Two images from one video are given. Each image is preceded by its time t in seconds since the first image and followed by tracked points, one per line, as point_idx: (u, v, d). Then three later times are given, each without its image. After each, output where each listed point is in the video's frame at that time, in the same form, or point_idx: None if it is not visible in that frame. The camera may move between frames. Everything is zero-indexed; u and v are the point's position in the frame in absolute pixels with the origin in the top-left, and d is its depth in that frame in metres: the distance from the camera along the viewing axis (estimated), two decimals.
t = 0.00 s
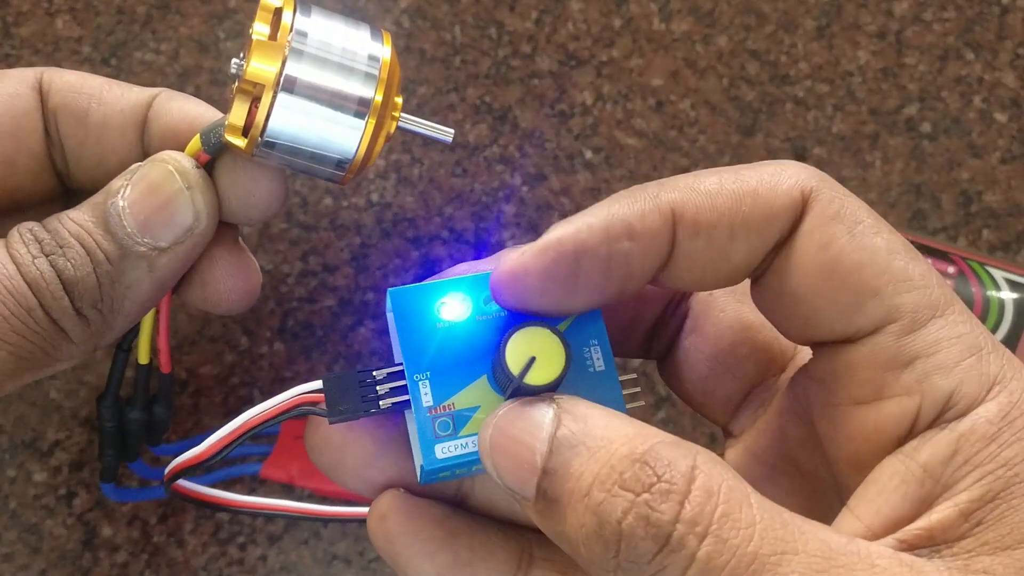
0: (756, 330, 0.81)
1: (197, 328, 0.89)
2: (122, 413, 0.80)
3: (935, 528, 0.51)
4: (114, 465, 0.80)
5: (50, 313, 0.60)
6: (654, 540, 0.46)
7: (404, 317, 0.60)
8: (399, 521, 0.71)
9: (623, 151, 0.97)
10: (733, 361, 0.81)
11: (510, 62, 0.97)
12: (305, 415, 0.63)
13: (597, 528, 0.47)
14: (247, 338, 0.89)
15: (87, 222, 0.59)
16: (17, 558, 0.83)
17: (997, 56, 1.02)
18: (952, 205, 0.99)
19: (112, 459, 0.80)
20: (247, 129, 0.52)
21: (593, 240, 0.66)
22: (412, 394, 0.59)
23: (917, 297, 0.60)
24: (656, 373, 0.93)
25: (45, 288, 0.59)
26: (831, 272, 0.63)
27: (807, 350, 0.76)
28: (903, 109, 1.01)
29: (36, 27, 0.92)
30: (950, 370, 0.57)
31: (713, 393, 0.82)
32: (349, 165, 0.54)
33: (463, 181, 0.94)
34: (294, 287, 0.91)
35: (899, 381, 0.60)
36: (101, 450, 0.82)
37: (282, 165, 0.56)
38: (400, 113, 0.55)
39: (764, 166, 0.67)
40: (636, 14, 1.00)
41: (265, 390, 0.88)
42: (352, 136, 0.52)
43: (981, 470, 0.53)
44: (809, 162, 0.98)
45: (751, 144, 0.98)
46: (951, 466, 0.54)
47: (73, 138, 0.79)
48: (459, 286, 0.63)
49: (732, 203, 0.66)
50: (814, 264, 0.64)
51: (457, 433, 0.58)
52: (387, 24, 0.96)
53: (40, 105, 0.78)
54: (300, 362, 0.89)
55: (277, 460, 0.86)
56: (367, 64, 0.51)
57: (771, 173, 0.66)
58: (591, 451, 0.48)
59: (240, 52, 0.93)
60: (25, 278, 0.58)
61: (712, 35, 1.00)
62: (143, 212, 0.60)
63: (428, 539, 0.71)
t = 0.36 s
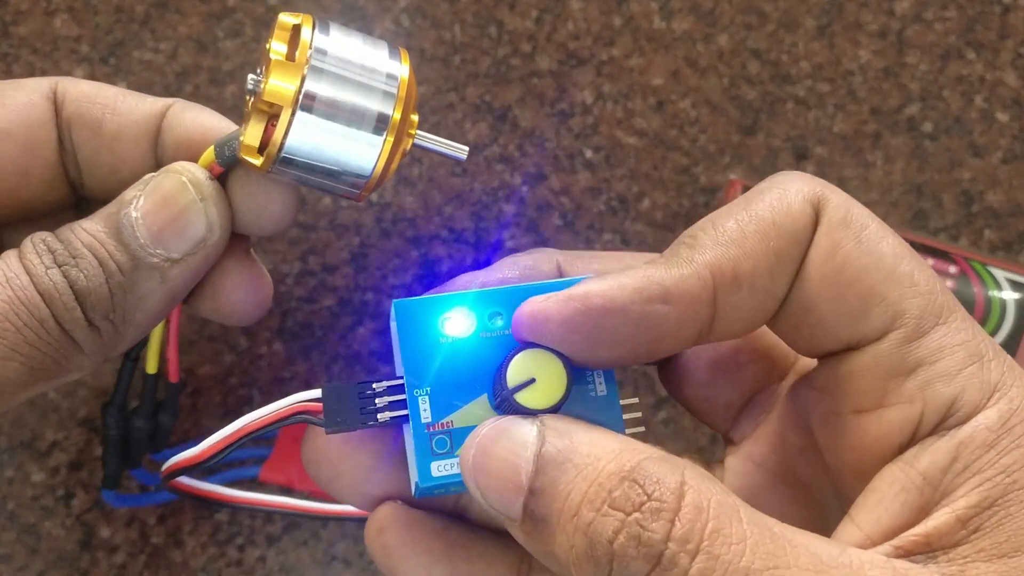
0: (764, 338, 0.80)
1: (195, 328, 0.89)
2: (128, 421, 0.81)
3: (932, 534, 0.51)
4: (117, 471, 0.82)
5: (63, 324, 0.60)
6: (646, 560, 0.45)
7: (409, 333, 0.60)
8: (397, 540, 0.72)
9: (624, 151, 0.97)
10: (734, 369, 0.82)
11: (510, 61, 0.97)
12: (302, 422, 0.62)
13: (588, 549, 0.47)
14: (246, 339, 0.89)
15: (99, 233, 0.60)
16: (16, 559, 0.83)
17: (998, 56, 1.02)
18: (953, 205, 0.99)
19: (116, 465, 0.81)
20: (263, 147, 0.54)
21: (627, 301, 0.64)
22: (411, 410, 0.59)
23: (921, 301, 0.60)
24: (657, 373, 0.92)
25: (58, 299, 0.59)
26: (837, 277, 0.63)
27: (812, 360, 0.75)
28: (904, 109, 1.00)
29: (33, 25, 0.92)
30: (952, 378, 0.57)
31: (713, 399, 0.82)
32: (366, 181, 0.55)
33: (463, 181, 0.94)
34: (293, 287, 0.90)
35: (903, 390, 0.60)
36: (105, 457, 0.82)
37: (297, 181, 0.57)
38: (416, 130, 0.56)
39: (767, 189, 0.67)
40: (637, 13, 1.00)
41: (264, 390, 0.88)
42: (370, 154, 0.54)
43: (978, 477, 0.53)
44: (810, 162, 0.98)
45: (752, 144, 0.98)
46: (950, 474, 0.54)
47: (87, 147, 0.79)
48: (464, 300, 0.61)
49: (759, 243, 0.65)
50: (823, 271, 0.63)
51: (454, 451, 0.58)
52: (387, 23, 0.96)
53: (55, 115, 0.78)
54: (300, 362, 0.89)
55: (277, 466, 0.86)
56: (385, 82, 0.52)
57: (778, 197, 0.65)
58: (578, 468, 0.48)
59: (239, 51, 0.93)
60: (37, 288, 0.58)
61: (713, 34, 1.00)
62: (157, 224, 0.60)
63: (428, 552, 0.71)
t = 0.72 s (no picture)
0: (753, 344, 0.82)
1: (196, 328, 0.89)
2: (127, 429, 0.81)
3: (937, 548, 0.52)
4: (117, 480, 0.81)
5: (60, 334, 0.60)
6: (656, 572, 0.46)
7: (400, 342, 0.60)
8: (394, 550, 0.72)
9: (624, 151, 0.97)
10: (729, 376, 0.81)
11: (510, 62, 0.97)
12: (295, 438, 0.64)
13: (595, 560, 0.48)
14: (246, 338, 0.89)
15: (96, 243, 0.60)
16: (17, 558, 0.83)
17: (998, 56, 1.02)
18: (953, 205, 0.99)
19: (115, 474, 0.80)
20: (256, 154, 0.55)
21: (586, 238, 0.67)
22: (404, 422, 0.59)
23: (919, 313, 0.60)
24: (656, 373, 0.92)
25: (55, 309, 0.59)
26: (831, 286, 0.63)
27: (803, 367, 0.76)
28: (903, 109, 1.00)
29: (34, 26, 0.92)
30: (950, 390, 0.58)
31: (708, 406, 0.83)
32: (358, 188, 0.57)
33: (463, 181, 0.94)
34: (294, 287, 0.91)
35: (899, 400, 0.60)
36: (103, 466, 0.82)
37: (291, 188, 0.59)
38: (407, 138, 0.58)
39: (765, 169, 0.68)
40: (636, 14, 1.00)
41: (265, 390, 0.88)
42: (361, 161, 0.55)
43: (981, 491, 0.53)
44: (809, 162, 0.98)
45: (751, 144, 0.98)
46: (952, 487, 0.55)
47: (84, 158, 0.80)
48: (453, 310, 0.63)
49: (730, 203, 0.66)
50: (818, 275, 0.64)
51: (450, 460, 0.58)
52: (387, 23, 0.96)
53: (51, 127, 0.78)
54: (300, 362, 0.89)
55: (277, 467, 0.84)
56: (376, 91, 0.54)
57: (773, 177, 0.66)
58: (587, 481, 0.48)
59: (239, 51, 0.93)
60: (34, 299, 0.59)
61: (712, 34, 1.00)
62: (152, 234, 0.60)
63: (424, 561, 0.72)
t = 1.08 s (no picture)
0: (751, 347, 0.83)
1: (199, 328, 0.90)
2: (129, 429, 0.82)
3: (924, 538, 0.53)
4: (119, 479, 0.82)
5: (63, 332, 0.61)
6: (650, 554, 0.47)
7: (405, 337, 0.62)
8: (403, 544, 0.73)
9: (622, 153, 0.98)
10: (726, 376, 0.83)
11: (510, 64, 0.98)
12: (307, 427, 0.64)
13: (592, 541, 0.49)
14: (249, 338, 0.90)
15: (98, 243, 0.61)
16: (21, 556, 0.84)
17: (993, 58, 1.03)
18: (949, 206, 1.00)
19: (117, 474, 0.81)
20: (257, 155, 0.56)
21: (604, 298, 0.67)
22: (410, 413, 0.60)
23: (902, 312, 0.62)
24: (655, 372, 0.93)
25: (58, 308, 0.60)
26: (821, 294, 0.65)
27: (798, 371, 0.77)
28: (900, 111, 1.01)
29: (39, 29, 0.93)
30: (937, 385, 0.59)
31: (707, 405, 0.84)
32: (356, 189, 0.58)
33: (463, 182, 0.95)
34: (296, 287, 0.91)
35: (888, 397, 0.62)
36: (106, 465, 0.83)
37: (290, 190, 0.60)
38: (405, 141, 0.59)
39: (751, 203, 0.68)
40: (635, 17, 1.01)
41: (267, 389, 0.89)
42: (360, 163, 0.56)
43: (967, 481, 0.54)
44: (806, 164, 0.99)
45: (749, 146, 0.99)
46: (938, 477, 0.56)
47: (87, 161, 0.81)
48: (463, 307, 0.64)
49: (739, 249, 0.67)
50: (806, 284, 0.65)
51: (453, 451, 0.58)
52: (388, 26, 0.97)
53: (55, 131, 0.79)
54: (302, 361, 0.90)
55: (279, 468, 0.86)
56: (374, 95, 0.55)
57: (764, 209, 0.67)
58: (586, 464, 0.49)
59: (242, 54, 0.94)
60: (38, 298, 0.60)
61: (710, 37, 1.01)
62: (153, 235, 0.61)
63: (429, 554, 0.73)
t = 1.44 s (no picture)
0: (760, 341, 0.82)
1: (196, 328, 0.89)
2: (127, 426, 0.81)
3: (935, 531, 0.52)
4: (117, 478, 0.81)
5: (61, 327, 0.60)
6: (657, 547, 0.46)
7: (409, 329, 0.61)
8: (404, 536, 0.72)
9: (623, 151, 0.97)
10: (733, 371, 0.82)
11: (510, 62, 0.97)
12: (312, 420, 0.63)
13: (598, 534, 0.47)
14: (246, 338, 0.89)
15: (97, 238, 0.60)
16: (16, 558, 0.83)
17: (997, 56, 1.02)
18: (952, 205, 0.99)
19: (115, 471, 0.81)
20: (257, 149, 0.55)
21: (607, 277, 0.67)
22: (414, 404, 0.59)
23: (911, 303, 0.61)
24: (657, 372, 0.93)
25: (56, 303, 0.59)
26: (829, 281, 0.63)
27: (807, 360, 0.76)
28: (903, 109, 1.01)
29: (35, 26, 0.92)
30: (946, 376, 0.58)
31: (714, 402, 0.83)
32: (357, 184, 0.57)
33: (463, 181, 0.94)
34: (294, 287, 0.91)
35: (896, 388, 0.61)
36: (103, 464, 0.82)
37: (291, 184, 0.59)
38: (406, 135, 0.58)
39: (761, 187, 0.68)
40: (636, 14, 1.00)
41: (265, 389, 0.88)
42: (361, 157, 0.55)
43: (978, 474, 0.53)
44: (809, 162, 0.98)
45: (751, 144, 0.98)
46: (949, 470, 0.55)
47: (85, 156, 0.80)
48: (466, 299, 0.64)
49: (743, 231, 0.66)
50: (813, 273, 0.64)
51: (458, 443, 0.58)
52: (388, 23, 0.96)
53: (54, 124, 0.78)
54: (300, 361, 0.89)
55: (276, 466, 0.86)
56: (375, 88, 0.54)
57: (771, 193, 0.67)
58: (592, 456, 0.48)
59: (240, 51, 0.93)
60: (36, 293, 0.58)
61: (712, 34, 1.00)
62: (153, 230, 0.61)
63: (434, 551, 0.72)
